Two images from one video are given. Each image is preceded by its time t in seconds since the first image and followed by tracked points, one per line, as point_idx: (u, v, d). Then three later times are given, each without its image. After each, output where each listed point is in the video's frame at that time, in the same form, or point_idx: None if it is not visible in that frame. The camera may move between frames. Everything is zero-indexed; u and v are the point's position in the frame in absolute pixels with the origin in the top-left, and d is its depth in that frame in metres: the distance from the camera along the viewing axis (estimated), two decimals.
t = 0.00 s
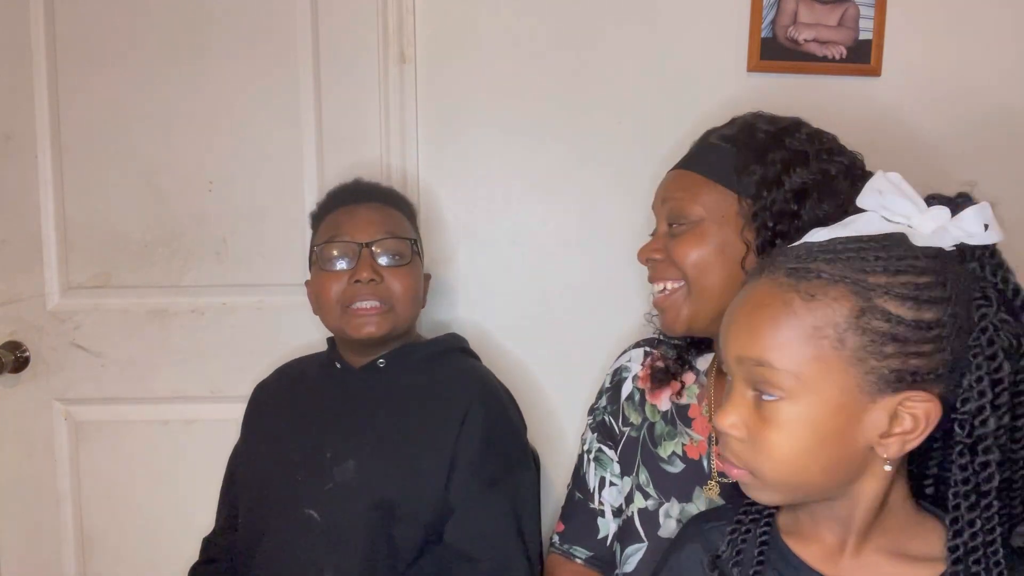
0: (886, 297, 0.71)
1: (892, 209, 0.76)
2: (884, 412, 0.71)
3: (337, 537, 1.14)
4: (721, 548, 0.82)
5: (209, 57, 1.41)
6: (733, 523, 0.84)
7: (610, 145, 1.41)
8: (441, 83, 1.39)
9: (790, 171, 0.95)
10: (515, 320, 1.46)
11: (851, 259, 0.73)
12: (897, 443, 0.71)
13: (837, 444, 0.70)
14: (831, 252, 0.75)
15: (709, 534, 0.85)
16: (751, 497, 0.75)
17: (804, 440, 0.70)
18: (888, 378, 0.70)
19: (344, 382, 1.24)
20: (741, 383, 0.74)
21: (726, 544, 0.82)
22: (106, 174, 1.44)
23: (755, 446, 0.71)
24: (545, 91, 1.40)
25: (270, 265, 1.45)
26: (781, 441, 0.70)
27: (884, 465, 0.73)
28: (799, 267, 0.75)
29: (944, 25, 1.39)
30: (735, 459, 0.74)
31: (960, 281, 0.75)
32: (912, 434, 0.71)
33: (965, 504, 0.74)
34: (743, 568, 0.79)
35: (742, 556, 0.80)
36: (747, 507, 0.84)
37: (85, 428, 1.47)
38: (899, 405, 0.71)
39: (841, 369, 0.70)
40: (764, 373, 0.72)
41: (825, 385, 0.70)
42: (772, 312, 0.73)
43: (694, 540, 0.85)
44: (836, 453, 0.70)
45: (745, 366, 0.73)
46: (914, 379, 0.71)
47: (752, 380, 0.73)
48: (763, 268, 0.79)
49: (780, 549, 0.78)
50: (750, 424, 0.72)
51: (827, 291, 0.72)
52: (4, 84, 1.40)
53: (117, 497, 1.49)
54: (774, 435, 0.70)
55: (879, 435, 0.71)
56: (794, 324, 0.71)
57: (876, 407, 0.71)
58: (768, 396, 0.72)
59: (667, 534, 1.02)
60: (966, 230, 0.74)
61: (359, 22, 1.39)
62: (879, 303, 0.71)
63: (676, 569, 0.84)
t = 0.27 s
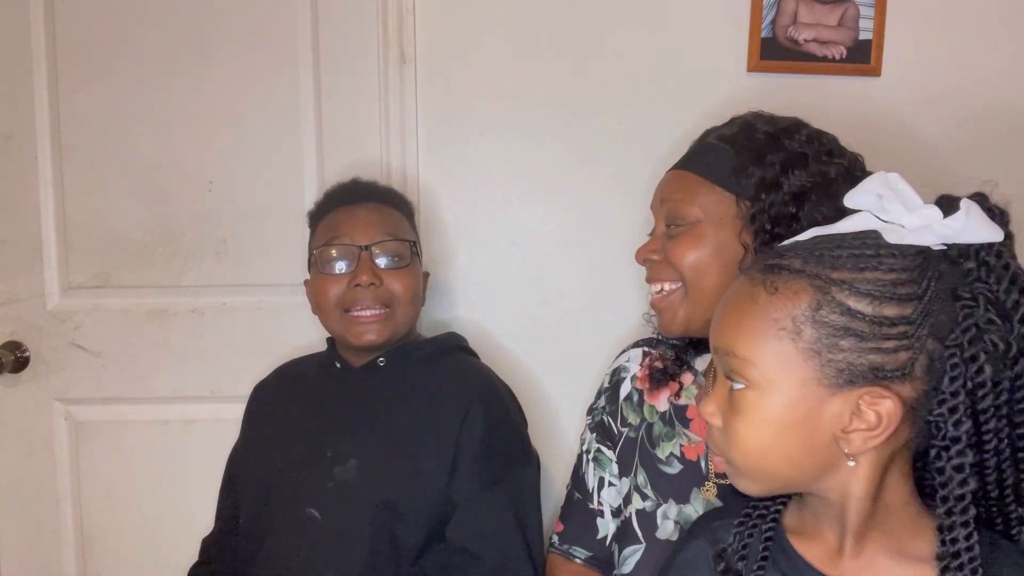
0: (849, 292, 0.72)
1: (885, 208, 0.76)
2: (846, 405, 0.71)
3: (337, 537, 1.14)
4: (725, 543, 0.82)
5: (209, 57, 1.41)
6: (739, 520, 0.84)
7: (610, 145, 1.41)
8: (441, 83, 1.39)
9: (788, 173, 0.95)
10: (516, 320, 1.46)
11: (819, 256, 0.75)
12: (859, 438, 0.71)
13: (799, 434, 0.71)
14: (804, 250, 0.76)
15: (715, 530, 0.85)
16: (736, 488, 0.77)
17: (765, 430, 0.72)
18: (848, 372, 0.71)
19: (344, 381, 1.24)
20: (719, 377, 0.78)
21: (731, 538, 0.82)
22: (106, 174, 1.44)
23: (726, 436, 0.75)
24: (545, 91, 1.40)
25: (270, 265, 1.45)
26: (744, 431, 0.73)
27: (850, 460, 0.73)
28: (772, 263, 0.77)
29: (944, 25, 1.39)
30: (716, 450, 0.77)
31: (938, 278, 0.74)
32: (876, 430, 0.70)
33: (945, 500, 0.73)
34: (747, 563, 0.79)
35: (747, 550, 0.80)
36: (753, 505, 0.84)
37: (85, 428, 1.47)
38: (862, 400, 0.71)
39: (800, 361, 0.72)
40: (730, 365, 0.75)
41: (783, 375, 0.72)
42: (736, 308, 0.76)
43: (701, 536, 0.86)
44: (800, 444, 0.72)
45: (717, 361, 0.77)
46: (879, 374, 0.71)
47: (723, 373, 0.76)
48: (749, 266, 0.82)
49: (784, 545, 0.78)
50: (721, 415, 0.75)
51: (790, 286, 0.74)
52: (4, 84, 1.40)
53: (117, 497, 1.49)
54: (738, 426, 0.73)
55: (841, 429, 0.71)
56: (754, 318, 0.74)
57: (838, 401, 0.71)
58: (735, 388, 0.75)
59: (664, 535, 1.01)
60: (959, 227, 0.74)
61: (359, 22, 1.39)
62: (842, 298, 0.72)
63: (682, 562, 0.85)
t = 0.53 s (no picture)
0: (841, 290, 0.72)
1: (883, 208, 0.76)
2: (838, 403, 0.71)
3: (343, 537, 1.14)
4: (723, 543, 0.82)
5: (210, 57, 1.42)
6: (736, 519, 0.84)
7: (610, 145, 1.41)
8: (441, 83, 1.39)
9: (792, 172, 0.95)
10: (519, 321, 1.46)
11: (811, 255, 0.75)
12: (850, 437, 0.71)
13: (791, 432, 0.72)
14: (796, 249, 0.76)
15: (713, 529, 0.85)
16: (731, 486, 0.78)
17: (757, 428, 0.72)
18: (840, 369, 0.71)
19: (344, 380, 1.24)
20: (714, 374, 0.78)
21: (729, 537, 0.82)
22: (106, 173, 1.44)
23: (719, 434, 0.75)
24: (545, 90, 1.40)
25: (270, 265, 1.45)
26: (737, 430, 0.73)
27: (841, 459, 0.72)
28: (764, 262, 0.77)
29: (944, 25, 1.39)
30: (711, 448, 0.78)
31: (932, 276, 0.74)
32: (867, 428, 0.70)
33: (939, 499, 0.73)
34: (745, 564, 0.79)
35: (746, 550, 0.80)
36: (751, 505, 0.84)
37: (85, 428, 1.47)
38: (853, 398, 0.71)
39: (791, 359, 0.72)
40: (723, 363, 0.75)
41: (775, 373, 0.72)
42: (730, 307, 0.76)
43: (699, 535, 0.86)
44: (791, 442, 0.72)
45: (712, 359, 0.77)
46: (870, 372, 0.71)
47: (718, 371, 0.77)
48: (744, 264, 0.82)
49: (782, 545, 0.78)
50: (715, 413, 0.76)
51: (783, 284, 0.74)
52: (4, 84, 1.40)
53: (117, 497, 1.49)
54: (731, 424, 0.73)
55: (833, 427, 0.71)
56: (747, 315, 0.74)
57: (830, 399, 0.71)
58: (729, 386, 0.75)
59: (665, 536, 1.01)
60: (958, 228, 0.73)
61: (360, 22, 1.39)
62: (835, 296, 0.72)
63: (682, 562, 0.84)
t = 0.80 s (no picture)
0: (840, 290, 0.72)
1: (882, 209, 0.76)
2: (837, 404, 0.71)
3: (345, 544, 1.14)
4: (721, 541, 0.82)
5: (210, 56, 1.42)
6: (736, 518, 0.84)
7: (610, 144, 1.41)
8: (441, 83, 1.39)
9: (820, 164, 0.96)
10: (520, 320, 1.46)
11: (811, 255, 0.75)
12: (848, 438, 0.71)
13: (791, 433, 0.71)
14: (795, 250, 0.76)
15: (712, 528, 0.85)
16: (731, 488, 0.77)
17: (757, 428, 0.72)
18: (839, 369, 0.71)
19: (344, 380, 1.24)
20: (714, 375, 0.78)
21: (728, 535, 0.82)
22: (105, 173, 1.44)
23: (720, 435, 0.75)
24: (545, 90, 1.40)
25: (270, 264, 1.45)
26: (738, 431, 0.73)
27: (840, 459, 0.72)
28: (763, 262, 0.77)
29: (944, 25, 1.39)
30: (711, 449, 0.77)
31: (933, 278, 0.74)
32: (866, 429, 0.70)
33: (938, 500, 0.72)
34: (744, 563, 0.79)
35: (745, 549, 0.80)
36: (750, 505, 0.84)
37: (85, 428, 1.47)
38: (852, 399, 0.71)
39: (791, 360, 0.72)
40: (723, 364, 0.75)
41: (776, 374, 0.72)
42: (730, 307, 0.76)
43: (698, 534, 0.86)
44: (791, 443, 0.72)
45: (711, 359, 0.77)
46: (870, 372, 0.71)
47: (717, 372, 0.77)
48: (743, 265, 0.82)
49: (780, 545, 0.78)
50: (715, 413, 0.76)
51: (783, 284, 0.74)
52: (4, 83, 1.40)
53: (117, 497, 1.49)
54: (731, 424, 0.73)
55: (832, 429, 0.71)
56: (746, 316, 0.74)
57: (829, 401, 0.71)
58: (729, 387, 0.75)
59: (664, 534, 1.02)
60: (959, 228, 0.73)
61: (360, 22, 1.39)
62: (835, 296, 0.72)
63: (681, 561, 0.85)
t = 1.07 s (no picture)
0: (845, 275, 0.72)
1: (886, 210, 0.76)
2: (838, 386, 0.71)
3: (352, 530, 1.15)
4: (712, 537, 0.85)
5: (210, 56, 1.42)
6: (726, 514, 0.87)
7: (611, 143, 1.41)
8: (441, 83, 1.39)
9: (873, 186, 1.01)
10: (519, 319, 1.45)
11: (816, 241, 0.75)
12: (850, 420, 0.70)
13: (793, 413, 0.71)
14: (801, 236, 0.77)
15: (706, 525, 0.87)
16: (724, 477, 0.76)
17: (759, 407, 0.72)
18: (842, 351, 0.71)
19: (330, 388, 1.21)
20: (712, 360, 0.78)
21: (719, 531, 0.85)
22: (105, 173, 1.44)
23: (720, 416, 0.74)
24: (546, 90, 1.40)
25: (270, 264, 1.45)
26: (740, 411, 0.72)
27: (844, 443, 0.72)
28: (769, 247, 0.78)
29: (945, 25, 1.40)
30: (707, 434, 0.77)
31: (934, 269, 0.73)
32: (867, 410, 0.70)
33: (937, 491, 0.73)
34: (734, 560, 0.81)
35: (734, 551, 0.81)
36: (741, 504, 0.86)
37: (85, 428, 1.48)
38: (854, 380, 0.71)
39: (794, 340, 0.72)
40: (724, 344, 0.75)
41: (781, 354, 0.72)
42: (736, 288, 0.76)
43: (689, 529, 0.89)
44: (794, 425, 0.71)
45: (711, 342, 0.77)
46: (872, 355, 0.71)
47: (718, 354, 0.76)
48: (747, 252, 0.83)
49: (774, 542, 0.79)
50: (715, 395, 0.75)
51: (789, 266, 0.74)
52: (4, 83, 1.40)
53: (117, 497, 1.49)
54: (732, 404, 0.73)
55: (833, 410, 0.71)
56: (751, 295, 0.74)
57: (831, 382, 0.71)
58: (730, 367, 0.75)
59: (699, 502, 1.00)
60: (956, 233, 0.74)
61: (360, 22, 1.39)
62: (840, 280, 0.72)
63: (674, 558, 0.87)
